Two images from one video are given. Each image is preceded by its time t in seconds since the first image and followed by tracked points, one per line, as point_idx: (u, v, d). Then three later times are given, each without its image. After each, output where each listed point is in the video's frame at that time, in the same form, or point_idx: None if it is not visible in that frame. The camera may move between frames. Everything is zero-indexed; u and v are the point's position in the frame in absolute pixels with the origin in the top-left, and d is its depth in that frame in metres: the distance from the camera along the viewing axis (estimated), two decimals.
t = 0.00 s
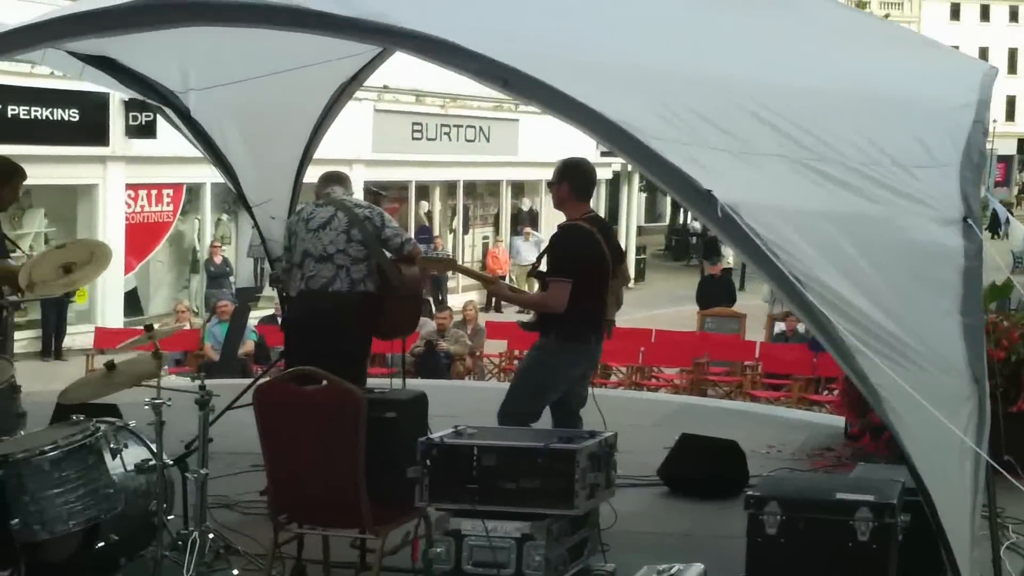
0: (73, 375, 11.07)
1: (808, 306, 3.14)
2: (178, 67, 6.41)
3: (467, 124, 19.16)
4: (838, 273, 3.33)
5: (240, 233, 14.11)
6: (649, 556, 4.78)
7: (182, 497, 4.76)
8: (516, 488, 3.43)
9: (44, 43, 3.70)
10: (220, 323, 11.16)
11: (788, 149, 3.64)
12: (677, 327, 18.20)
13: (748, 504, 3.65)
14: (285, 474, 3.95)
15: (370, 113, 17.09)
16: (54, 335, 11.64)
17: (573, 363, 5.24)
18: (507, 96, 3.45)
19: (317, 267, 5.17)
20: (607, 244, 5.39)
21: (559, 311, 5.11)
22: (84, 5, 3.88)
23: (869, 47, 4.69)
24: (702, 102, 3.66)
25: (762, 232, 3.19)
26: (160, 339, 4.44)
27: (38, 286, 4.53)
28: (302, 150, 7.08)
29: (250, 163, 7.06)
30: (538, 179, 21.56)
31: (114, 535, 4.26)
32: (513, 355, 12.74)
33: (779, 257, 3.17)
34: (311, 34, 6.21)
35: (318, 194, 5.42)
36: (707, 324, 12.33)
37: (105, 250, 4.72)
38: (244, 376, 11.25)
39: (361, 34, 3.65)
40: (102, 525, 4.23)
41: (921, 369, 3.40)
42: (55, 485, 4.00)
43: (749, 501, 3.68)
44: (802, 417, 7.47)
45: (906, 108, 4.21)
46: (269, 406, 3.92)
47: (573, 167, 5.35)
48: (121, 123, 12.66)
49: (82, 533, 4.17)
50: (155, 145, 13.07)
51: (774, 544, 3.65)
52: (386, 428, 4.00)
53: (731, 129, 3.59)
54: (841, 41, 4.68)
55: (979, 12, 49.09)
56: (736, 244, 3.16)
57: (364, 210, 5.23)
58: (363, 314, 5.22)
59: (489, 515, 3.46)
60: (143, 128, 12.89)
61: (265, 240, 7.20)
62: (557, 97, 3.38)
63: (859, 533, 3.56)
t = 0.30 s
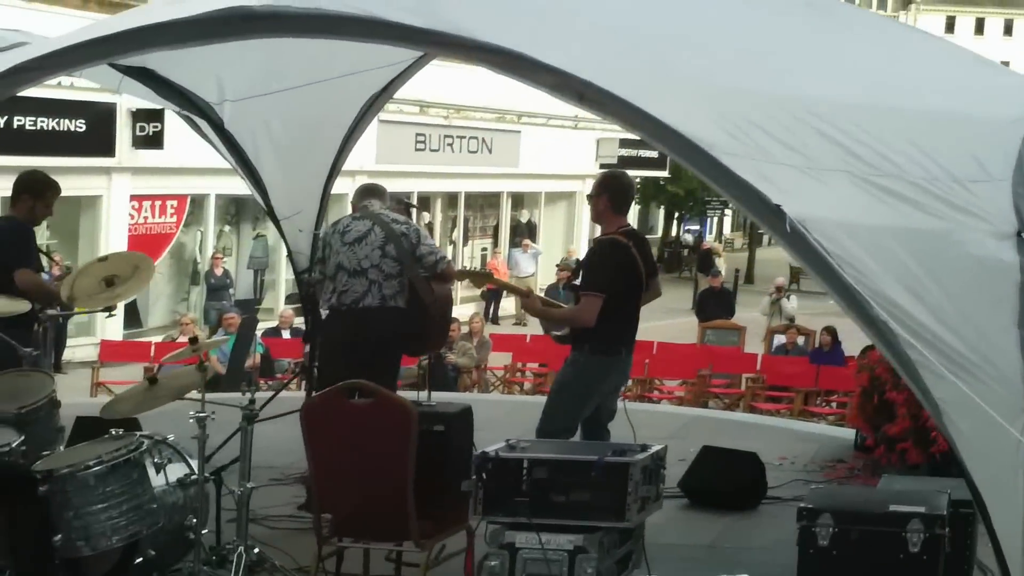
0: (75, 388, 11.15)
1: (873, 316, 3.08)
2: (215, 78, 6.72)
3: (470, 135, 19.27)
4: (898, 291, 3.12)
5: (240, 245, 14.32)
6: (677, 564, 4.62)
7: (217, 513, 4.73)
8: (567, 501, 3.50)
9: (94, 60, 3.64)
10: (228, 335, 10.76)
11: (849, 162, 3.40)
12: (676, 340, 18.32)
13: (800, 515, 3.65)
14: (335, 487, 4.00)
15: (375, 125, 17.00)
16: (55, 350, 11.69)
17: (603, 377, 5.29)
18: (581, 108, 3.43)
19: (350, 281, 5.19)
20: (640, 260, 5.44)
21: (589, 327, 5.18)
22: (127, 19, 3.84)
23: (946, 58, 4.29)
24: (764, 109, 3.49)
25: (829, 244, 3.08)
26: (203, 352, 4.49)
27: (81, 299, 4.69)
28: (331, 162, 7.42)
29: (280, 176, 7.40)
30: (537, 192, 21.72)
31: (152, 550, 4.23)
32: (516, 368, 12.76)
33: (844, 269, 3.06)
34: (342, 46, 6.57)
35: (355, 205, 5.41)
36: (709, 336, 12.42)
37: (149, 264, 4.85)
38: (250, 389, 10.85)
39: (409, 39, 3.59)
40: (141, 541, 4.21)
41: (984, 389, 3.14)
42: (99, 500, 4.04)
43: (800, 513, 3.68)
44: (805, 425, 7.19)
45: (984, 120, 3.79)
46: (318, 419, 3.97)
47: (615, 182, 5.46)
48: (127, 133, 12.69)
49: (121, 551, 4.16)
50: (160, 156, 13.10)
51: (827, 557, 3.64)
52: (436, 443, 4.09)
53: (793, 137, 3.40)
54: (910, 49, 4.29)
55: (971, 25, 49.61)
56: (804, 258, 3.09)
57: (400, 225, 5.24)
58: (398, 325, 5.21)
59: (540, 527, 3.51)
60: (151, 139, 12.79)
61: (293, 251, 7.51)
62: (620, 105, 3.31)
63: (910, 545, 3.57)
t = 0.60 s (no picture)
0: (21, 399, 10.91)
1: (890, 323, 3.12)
2: (187, 88, 6.57)
3: (420, 141, 19.17)
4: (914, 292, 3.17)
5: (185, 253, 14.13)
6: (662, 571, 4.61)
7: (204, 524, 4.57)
8: (572, 508, 3.52)
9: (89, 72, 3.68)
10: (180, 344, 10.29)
11: (859, 170, 3.46)
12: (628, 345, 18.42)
13: (817, 520, 3.64)
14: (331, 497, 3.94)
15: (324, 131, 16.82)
16: None
17: (592, 382, 5.37)
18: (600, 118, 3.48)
19: (325, 294, 5.12)
20: (629, 265, 5.50)
21: (581, 332, 5.25)
22: (117, 32, 3.86)
23: (953, 75, 4.34)
24: (774, 120, 3.55)
25: (843, 252, 3.14)
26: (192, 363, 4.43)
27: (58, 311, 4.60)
28: (300, 170, 7.37)
29: (248, 183, 7.33)
30: (486, 198, 21.74)
31: (139, 562, 4.10)
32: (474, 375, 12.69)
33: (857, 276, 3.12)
34: (319, 54, 6.57)
35: (327, 211, 5.31)
36: (668, 341, 12.47)
37: (130, 276, 4.79)
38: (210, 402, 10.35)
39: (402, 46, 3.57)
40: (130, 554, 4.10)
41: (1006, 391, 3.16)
42: (87, 513, 3.96)
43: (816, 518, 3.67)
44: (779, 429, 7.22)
45: (989, 132, 3.85)
46: (314, 428, 3.91)
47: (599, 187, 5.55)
48: (71, 141, 12.42)
49: (108, 563, 4.06)
50: (105, 164, 12.87)
51: (843, 561, 3.65)
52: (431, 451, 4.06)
53: (802, 147, 3.47)
54: (914, 62, 4.35)
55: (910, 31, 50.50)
56: (821, 264, 3.16)
57: (373, 233, 5.18)
58: (376, 337, 5.15)
59: (548, 535, 3.52)
60: (94, 147, 12.58)
61: (261, 260, 7.36)
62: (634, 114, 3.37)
63: (927, 548, 3.58)
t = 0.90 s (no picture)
0: None
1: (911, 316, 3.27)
2: (149, 87, 6.42)
3: (358, 141, 19.02)
4: (928, 280, 3.32)
5: (123, 258, 13.82)
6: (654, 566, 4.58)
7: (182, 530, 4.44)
8: (569, 507, 3.52)
9: (77, 72, 3.62)
10: (125, 349, 10.04)
11: (868, 159, 3.58)
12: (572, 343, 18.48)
13: (830, 516, 3.88)
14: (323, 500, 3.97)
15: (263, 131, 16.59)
16: None
17: (573, 379, 5.39)
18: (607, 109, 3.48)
19: (289, 299, 5.23)
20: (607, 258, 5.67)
21: (563, 329, 5.28)
22: (100, 29, 3.80)
23: (935, 59, 4.51)
24: (784, 110, 3.64)
25: (865, 242, 3.25)
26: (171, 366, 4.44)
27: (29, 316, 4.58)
28: (262, 170, 7.18)
29: (210, 186, 7.13)
30: (425, 197, 21.63)
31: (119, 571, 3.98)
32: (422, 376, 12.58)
33: (880, 266, 3.24)
34: (284, 53, 6.43)
35: (291, 212, 5.39)
36: (618, 339, 12.51)
37: (105, 281, 4.66)
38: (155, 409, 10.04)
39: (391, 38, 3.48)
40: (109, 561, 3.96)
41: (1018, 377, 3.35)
42: (67, 519, 3.83)
43: (830, 514, 3.90)
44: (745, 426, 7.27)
45: (985, 116, 4.03)
46: (307, 431, 3.96)
47: (579, 183, 5.69)
48: (6, 145, 12.16)
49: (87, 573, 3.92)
50: (40, 169, 12.58)
51: (855, 554, 3.88)
52: (424, 452, 4.00)
53: (814, 137, 3.57)
54: (902, 52, 4.49)
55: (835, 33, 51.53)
56: (840, 255, 3.28)
57: (336, 236, 5.24)
58: (343, 340, 5.32)
59: (549, 535, 3.52)
60: (29, 151, 12.40)
61: (221, 262, 7.12)
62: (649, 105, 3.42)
63: (942, 541, 3.76)
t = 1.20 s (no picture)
0: None
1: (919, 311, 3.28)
2: (107, 77, 6.25)
3: (294, 136, 18.83)
4: (938, 276, 3.34)
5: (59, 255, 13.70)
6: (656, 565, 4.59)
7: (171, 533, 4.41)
8: (580, 507, 3.55)
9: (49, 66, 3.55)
10: (75, 349, 9.80)
11: (867, 155, 3.62)
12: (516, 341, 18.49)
13: (851, 514, 3.92)
14: (328, 502, 3.96)
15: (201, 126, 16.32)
16: None
17: (558, 374, 5.38)
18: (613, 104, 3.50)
19: (255, 297, 5.52)
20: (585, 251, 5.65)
21: (546, 324, 5.28)
22: (91, 22, 3.75)
23: (926, 48, 4.55)
24: (784, 109, 3.68)
25: (870, 236, 3.28)
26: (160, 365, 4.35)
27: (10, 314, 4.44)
28: (225, 162, 6.96)
29: (172, 181, 6.91)
30: (363, 194, 21.47)
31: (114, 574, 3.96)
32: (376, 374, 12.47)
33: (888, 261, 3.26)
34: (243, 42, 6.24)
35: (257, 207, 5.68)
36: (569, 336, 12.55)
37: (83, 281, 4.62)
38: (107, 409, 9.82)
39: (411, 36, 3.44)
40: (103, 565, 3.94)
41: None
42: (61, 524, 3.80)
43: (850, 511, 3.94)
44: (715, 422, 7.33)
45: (979, 110, 4.06)
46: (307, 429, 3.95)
47: (558, 178, 5.71)
48: None
49: None
50: None
51: (876, 552, 3.92)
52: (426, 451, 4.00)
53: (813, 135, 3.61)
54: (891, 41, 4.53)
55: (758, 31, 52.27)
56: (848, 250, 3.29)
57: (301, 234, 5.53)
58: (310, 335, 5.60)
59: (566, 535, 3.55)
60: None
61: (184, 261, 6.77)
62: (657, 102, 3.46)
63: (962, 538, 3.84)
